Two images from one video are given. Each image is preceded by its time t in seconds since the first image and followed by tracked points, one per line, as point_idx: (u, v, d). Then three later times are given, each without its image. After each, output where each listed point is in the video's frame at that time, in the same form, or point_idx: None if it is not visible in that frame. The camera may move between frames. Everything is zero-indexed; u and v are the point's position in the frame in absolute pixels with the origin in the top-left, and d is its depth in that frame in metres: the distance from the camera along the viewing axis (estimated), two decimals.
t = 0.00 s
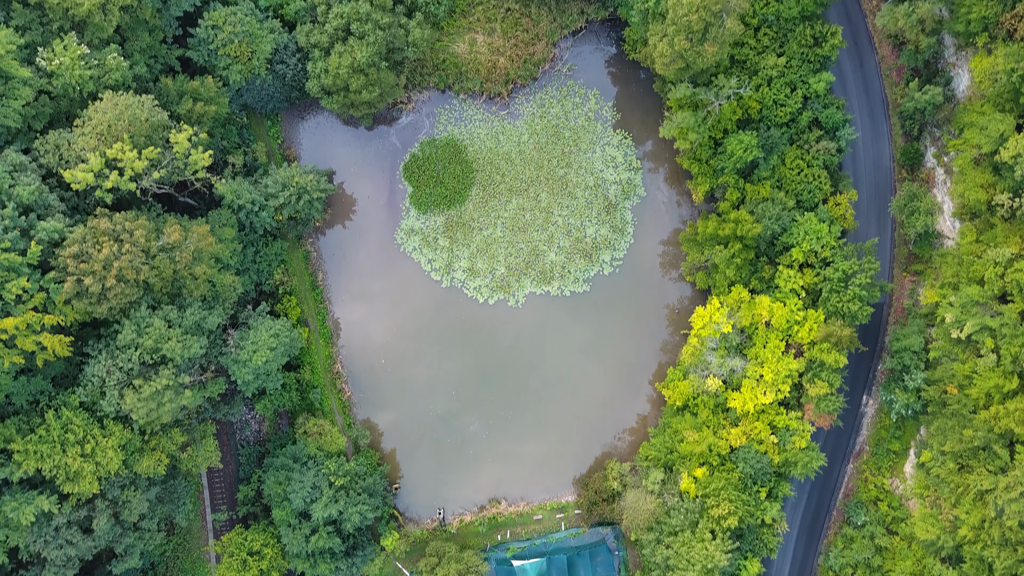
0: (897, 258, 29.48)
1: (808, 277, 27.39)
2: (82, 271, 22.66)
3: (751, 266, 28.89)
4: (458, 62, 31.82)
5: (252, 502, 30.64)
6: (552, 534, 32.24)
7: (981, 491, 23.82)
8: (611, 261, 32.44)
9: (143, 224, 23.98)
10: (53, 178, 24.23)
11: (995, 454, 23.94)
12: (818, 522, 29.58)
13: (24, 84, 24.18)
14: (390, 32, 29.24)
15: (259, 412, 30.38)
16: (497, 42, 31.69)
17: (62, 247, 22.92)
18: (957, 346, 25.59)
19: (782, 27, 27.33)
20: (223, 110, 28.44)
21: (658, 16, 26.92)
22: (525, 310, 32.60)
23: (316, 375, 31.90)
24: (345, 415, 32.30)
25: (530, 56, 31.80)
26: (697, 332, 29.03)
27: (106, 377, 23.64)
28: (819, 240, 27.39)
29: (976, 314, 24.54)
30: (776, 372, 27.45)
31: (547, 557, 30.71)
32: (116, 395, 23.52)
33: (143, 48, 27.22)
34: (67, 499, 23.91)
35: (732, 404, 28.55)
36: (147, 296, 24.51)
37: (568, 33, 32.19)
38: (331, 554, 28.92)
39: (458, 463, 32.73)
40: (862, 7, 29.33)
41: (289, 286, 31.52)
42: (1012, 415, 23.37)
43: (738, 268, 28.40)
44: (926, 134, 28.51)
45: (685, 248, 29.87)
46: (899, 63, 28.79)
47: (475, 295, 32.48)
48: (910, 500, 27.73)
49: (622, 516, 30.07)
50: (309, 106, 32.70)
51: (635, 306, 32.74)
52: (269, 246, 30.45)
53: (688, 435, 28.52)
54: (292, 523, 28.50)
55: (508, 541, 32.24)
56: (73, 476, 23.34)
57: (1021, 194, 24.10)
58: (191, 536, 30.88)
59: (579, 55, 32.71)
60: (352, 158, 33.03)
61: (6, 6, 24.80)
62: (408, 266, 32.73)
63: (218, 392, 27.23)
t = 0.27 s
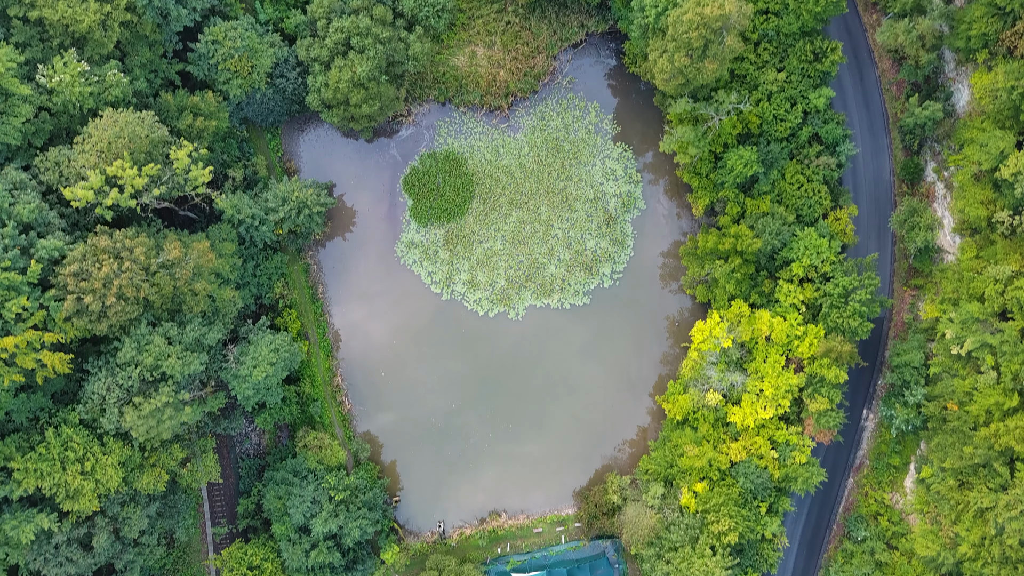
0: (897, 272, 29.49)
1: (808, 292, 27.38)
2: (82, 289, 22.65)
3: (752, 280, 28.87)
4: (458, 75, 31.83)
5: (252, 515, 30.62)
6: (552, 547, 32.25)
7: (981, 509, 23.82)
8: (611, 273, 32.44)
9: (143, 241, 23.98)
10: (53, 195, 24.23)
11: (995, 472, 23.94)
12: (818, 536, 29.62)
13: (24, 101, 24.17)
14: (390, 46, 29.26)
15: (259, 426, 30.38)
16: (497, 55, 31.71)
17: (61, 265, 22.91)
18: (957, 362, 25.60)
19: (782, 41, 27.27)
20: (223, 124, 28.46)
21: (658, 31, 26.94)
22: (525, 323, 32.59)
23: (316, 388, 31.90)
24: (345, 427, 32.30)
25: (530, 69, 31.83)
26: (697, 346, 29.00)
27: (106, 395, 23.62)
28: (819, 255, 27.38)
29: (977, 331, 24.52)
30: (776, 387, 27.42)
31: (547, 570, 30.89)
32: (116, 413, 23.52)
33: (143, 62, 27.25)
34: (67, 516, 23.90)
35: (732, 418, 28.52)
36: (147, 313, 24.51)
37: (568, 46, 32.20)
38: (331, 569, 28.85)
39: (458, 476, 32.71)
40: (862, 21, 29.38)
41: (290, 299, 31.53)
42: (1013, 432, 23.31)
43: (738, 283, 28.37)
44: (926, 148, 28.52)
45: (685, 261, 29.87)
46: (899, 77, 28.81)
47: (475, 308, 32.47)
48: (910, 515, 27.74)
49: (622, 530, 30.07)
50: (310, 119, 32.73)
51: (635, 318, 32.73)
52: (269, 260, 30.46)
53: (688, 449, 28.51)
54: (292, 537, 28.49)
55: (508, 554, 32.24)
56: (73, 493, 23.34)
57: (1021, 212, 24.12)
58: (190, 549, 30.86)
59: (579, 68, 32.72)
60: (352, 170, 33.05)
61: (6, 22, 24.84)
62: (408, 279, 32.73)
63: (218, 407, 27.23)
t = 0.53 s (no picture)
0: (897, 286, 29.49)
1: (809, 307, 27.38)
2: (83, 307, 22.66)
3: (752, 294, 28.86)
4: (458, 88, 31.84)
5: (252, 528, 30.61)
6: (552, 560, 32.30)
7: (981, 526, 23.81)
8: (611, 286, 32.43)
9: (143, 258, 24.00)
10: (53, 212, 24.24)
11: (995, 489, 23.93)
12: (819, 550, 29.65)
13: (24, 117, 24.17)
14: (391, 60, 29.39)
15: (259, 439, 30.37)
16: (497, 68, 31.73)
17: (62, 283, 22.91)
18: (957, 378, 25.61)
19: (782, 56, 27.33)
20: (223, 139, 28.48)
21: (658, 46, 26.98)
22: (526, 335, 32.58)
23: (316, 401, 31.90)
24: (345, 440, 32.30)
25: (531, 82, 31.86)
26: (697, 360, 28.97)
27: (106, 413, 23.61)
28: (819, 270, 27.38)
29: (977, 348, 24.50)
30: (777, 402, 27.41)
31: None
32: (116, 430, 23.52)
33: (143, 77, 27.28)
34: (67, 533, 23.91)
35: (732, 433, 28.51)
36: (147, 330, 24.51)
37: (568, 59, 32.22)
38: None
39: (458, 489, 32.72)
40: (862, 35, 29.40)
41: (290, 313, 31.56)
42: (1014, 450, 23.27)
43: (738, 297, 28.35)
44: (926, 163, 28.52)
45: (686, 275, 29.85)
46: (898, 92, 28.84)
47: (475, 321, 32.46)
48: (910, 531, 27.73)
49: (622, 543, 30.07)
50: (310, 132, 32.73)
51: (635, 331, 32.72)
52: (269, 273, 30.48)
53: (689, 464, 28.50)
54: (292, 551, 28.49)
55: (508, 567, 32.26)
56: (73, 511, 23.36)
57: (1021, 229, 24.11)
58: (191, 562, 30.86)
59: (579, 81, 32.73)
60: (352, 183, 33.07)
61: (6, 39, 24.87)
62: (408, 291, 32.74)
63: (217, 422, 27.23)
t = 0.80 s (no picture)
0: (898, 300, 29.48)
1: (809, 322, 27.35)
2: (83, 325, 22.65)
3: (753, 308, 28.84)
4: (458, 101, 31.85)
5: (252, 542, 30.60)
6: (552, 573, 32.32)
7: (981, 544, 23.80)
8: (611, 298, 32.39)
9: (143, 275, 24.00)
10: (53, 229, 24.23)
11: (996, 507, 23.90)
12: (819, 564, 29.64)
13: (24, 134, 24.18)
14: (392, 74, 29.44)
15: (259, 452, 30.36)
16: (497, 80, 31.74)
17: (61, 301, 22.90)
18: (957, 394, 25.61)
19: (782, 71, 27.35)
20: (224, 154, 28.49)
21: (658, 61, 27.01)
22: (526, 348, 32.53)
23: (316, 414, 31.90)
24: (345, 453, 32.30)
25: (531, 95, 31.88)
26: (698, 375, 28.92)
27: (106, 430, 23.61)
28: (820, 285, 27.35)
29: (977, 365, 24.47)
30: (777, 417, 27.37)
31: None
32: (116, 448, 23.52)
33: (143, 92, 27.29)
34: (67, 550, 23.93)
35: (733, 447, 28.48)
36: (147, 347, 24.50)
37: (568, 71, 32.19)
38: None
39: (458, 501, 32.70)
40: (862, 49, 29.37)
41: (290, 326, 31.58)
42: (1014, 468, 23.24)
43: (739, 311, 28.31)
44: (926, 177, 28.54)
45: (686, 289, 29.83)
46: (899, 106, 28.84)
47: (475, 334, 32.40)
48: (911, 546, 27.73)
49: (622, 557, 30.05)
50: (309, 145, 32.72)
51: (636, 343, 32.68)
52: (269, 286, 30.49)
53: (689, 478, 28.48)
54: (292, 566, 28.50)
55: None
56: (73, 528, 23.38)
57: (1022, 246, 24.07)
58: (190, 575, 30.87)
59: (579, 93, 32.69)
60: (352, 196, 33.06)
61: (6, 55, 24.87)
62: (408, 304, 32.70)
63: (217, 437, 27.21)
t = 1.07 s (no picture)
0: (898, 314, 29.48)
1: (810, 336, 27.33)
2: (83, 343, 22.65)
3: (753, 323, 28.81)
4: (459, 114, 31.90)
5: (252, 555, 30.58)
6: None
7: (982, 561, 23.78)
8: (612, 311, 32.36)
9: (143, 293, 24.01)
10: (53, 246, 24.23)
11: (997, 524, 23.87)
12: None
13: (24, 151, 24.18)
14: (392, 88, 29.43)
15: (259, 466, 30.35)
16: (498, 93, 31.77)
17: (62, 319, 22.90)
18: (957, 410, 25.61)
19: (782, 86, 27.36)
20: (224, 168, 28.51)
21: (658, 77, 27.06)
22: (526, 361, 32.51)
23: (316, 427, 31.90)
24: (345, 466, 32.28)
25: (531, 108, 31.87)
26: (698, 389, 28.89)
27: (106, 448, 23.61)
28: (820, 300, 27.33)
29: (978, 382, 24.46)
30: (778, 432, 27.35)
31: None
32: (116, 465, 23.50)
33: (143, 107, 27.30)
34: (67, 567, 23.93)
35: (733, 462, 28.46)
36: (148, 364, 24.50)
37: (568, 84, 32.17)
38: None
39: (458, 513, 32.71)
40: (862, 63, 29.38)
41: (291, 339, 31.57)
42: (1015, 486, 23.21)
43: (739, 326, 28.28)
44: (926, 192, 28.56)
45: (687, 303, 29.81)
46: (899, 120, 28.83)
47: (476, 346, 32.38)
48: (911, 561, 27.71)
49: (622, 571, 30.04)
50: (309, 157, 32.72)
51: (636, 356, 32.65)
52: (269, 300, 30.50)
53: (689, 493, 28.46)
54: None
55: None
56: (73, 546, 23.37)
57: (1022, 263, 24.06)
58: None
59: (580, 105, 32.67)
60: (352, 209, 33.05)
61: (7, 72, 24.89)
62: (409, 316, 32.69)
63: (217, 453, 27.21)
